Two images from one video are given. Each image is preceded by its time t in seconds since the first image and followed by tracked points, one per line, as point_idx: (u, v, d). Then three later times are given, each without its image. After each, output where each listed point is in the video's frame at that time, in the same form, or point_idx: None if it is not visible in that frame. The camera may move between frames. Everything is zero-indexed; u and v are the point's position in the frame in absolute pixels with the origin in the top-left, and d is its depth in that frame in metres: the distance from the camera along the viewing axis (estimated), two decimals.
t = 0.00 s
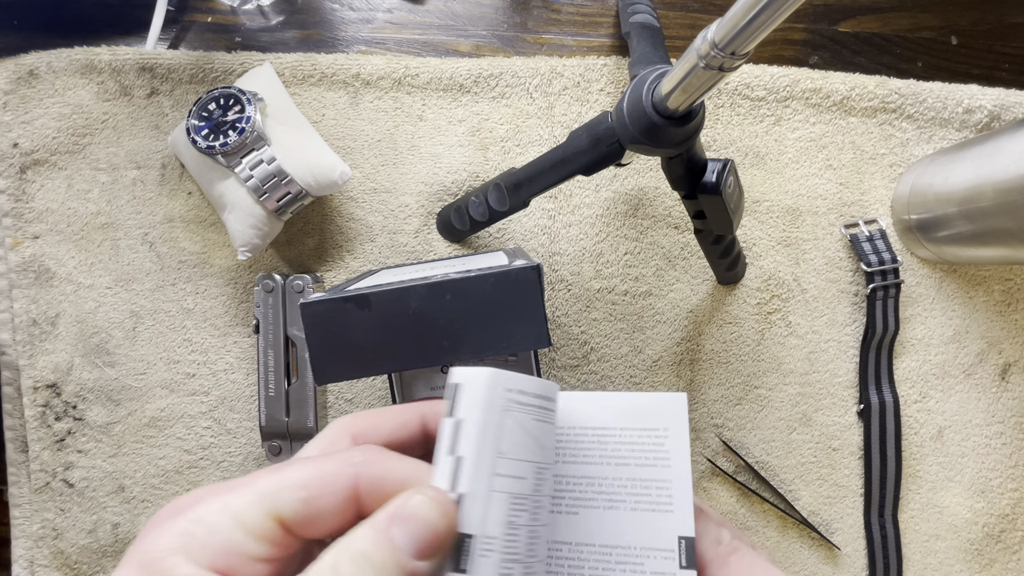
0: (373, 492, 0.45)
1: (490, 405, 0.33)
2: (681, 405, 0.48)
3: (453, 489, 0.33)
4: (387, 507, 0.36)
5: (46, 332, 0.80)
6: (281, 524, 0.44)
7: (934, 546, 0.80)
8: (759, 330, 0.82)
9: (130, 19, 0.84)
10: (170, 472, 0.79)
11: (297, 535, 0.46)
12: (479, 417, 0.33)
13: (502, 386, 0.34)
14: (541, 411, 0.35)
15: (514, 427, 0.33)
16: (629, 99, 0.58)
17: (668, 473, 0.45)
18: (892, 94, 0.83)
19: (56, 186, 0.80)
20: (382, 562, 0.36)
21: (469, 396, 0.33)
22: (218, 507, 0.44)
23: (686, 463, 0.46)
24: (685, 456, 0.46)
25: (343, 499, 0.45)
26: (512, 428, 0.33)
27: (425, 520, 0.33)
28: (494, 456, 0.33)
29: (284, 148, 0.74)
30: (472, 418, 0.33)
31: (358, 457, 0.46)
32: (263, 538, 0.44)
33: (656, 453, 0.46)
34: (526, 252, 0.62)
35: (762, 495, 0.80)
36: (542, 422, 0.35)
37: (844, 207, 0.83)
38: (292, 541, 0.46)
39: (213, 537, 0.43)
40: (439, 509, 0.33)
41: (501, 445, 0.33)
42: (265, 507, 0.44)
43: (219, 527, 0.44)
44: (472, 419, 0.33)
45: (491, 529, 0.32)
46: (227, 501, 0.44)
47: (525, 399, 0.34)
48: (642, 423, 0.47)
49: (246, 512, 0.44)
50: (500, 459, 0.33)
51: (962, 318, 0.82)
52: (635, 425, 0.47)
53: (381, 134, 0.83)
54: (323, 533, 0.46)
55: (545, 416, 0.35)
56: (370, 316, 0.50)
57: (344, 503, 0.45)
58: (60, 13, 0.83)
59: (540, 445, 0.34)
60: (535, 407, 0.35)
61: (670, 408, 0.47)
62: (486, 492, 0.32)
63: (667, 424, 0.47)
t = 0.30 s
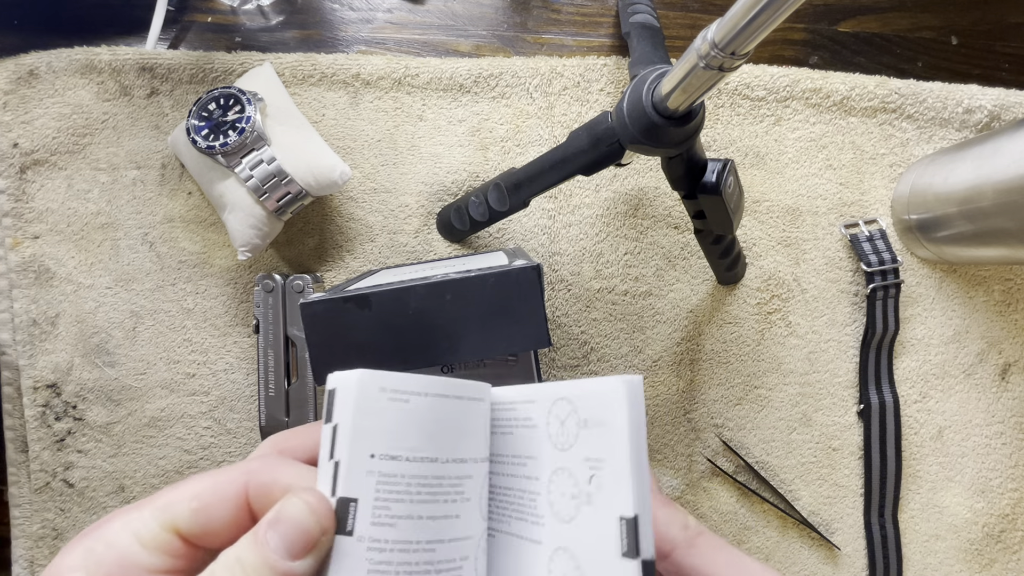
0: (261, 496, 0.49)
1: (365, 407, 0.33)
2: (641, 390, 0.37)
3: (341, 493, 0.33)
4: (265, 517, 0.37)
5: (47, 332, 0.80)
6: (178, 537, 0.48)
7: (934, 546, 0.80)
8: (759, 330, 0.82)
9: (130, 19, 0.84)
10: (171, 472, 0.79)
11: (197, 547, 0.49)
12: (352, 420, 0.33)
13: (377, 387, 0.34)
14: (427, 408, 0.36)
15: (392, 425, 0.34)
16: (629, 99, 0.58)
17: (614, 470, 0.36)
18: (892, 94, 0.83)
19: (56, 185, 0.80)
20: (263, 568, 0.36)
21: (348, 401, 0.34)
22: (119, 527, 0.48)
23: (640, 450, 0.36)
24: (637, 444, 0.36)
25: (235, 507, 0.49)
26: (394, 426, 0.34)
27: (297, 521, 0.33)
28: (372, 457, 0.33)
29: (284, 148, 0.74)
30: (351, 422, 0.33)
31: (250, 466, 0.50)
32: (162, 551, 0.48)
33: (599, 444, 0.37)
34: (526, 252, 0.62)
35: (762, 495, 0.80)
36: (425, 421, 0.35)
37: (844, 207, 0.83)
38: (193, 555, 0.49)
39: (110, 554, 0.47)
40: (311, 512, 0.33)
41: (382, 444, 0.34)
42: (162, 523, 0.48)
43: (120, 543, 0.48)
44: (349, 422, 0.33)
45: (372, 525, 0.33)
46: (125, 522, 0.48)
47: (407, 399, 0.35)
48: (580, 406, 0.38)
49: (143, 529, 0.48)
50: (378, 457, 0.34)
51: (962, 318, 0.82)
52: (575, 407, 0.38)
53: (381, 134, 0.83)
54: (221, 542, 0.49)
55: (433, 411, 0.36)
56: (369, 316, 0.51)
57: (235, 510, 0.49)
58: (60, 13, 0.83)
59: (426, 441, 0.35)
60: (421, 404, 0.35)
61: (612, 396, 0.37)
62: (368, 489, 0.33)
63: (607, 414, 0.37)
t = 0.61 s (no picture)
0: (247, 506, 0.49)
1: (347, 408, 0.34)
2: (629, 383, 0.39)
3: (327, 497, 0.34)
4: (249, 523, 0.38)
5: (47, 332, 0.80)
6: (168, 548, 0.50)
7: (934, 546, 0.80)
8: (759, 330, 0.82)
9: (130, 19, 0.84)
10: (171, 472, 0.79)
11: (186, 556, 0.51)
12: (341, 418, 0.34)
13: (365, 386, 0.35)
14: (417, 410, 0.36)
15: (376, 431, 0.35)
16: (629, 99, 0.58)
17: (610, 471, 0.38)
18: (892, 94, 0.83)
19: (56, 185, 0.80)
20: (248, 571, 0.38)
21: (338, 399, 0.34)
22: (111, 537, 0.50)
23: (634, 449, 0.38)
24: (630, 439, 0.38)
25: (222, 515, 0.50)
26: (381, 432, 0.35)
27: (283, 523, 0.35)
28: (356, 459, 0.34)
29: (283, 148, 0.74)
30: (342, 419, 0.34)
31: (236, 476, 0.50)
32: (152, 562, 0.50)
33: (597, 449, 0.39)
34: (525, 252, 0.62)
35: (762, 495, 0.80)
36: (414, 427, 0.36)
37: (844, 207, 0.83)
38: (183, 563, 0.51)
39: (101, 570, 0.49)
40: (296, 514, 0.34)
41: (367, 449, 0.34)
42: (152, 532, 0.49)
43: (111, 559, 0.49)
44: (342, 419, 0.34)
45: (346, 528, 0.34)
46: (117, 534, 0.50)
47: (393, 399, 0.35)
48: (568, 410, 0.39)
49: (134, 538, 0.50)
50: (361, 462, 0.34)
51: (962, 318, 0.82)
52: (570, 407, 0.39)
53: (381, 134, 0.83)
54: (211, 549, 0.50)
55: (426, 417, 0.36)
56: (369, 316, 0.51)
57: (222, 519, 0.49)
58: (60, 13, 0.83)
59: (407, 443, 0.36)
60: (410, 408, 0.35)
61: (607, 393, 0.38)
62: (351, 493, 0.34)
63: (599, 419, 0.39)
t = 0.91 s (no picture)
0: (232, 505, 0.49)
1: (326, 408, 0.34)
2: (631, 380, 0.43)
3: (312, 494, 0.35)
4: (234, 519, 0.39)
5: (47, 332, 0.80)
6: (154, 548, 0.50)
7: (934, 546, 0.80)
8: (759, 330, 0.82)
9: (130, 19, 0.84)
10: (171, 472, 0.79)
11: (173, 557, 0.51)
12: (327, 416, 0.35)
13: (341, 385, 0.35)
14: (411, 405, 0.37)
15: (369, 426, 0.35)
16: (629, 99, 0.58)
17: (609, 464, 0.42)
18: (892, 94, 0.83)
19: (56, 185, 0.80)
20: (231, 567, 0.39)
21: (317, 398, 0.35)
22: (97, 538, 0.51)
23: (638, 441, 0.42)
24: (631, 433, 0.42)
25: (207, 514, 0.50)
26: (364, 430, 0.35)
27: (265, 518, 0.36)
28: (338, 457, 0.35)
29: (284, 148, 0.74)
30: (323, 418, 0.35)
31: (222, 475, 0.51)
32: (138, 563, 0.50)
33: (601, 444, 0.42)
34: (526, 252, 0.62)
35: (762, 495, 0.80)
36: (398, 423, 0.36)
37: (844, 207, 0.83)
38: (171, 564, 0.51)
39: (87, 570, 0.50)
40: (278, 509, 0.35)
41: (350, 446, 0.35)
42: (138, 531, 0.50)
43: (97, 559, 0.50)
44: (322, 419, 0.35)
45: (336, 528, 0.35)
46: (104, 534, 0.51)
47: (371, 397, 0.35)
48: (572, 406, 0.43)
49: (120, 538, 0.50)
50: (344, 459, 0.35)
51: (962, 318, 0.82)
52: (568, 405, 0.43)
53: (381, 134, 0.83)
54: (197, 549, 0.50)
55: (410, 413, 0.37)
56: (369, 316, 0.51)
57: (207, 518, 0.49)
58: (60, 13, 0.83)
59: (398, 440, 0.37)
60: (391, 404, 0.36)
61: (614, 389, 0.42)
62: (336, 491, 0.35)
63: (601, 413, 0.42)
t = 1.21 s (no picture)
0: (236, 502, 0.50)
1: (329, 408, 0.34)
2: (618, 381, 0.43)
3: (315, 492, 0.35)
4: (238, 517, 0.39)
5: (47, 332, 0.80)
6: (156, 544, 0.50)
7: (934, 546, 0.80)
8: (759, 330, 0.82)
9: (130, 19, 0.84)
10: (171, 472, 0.79)
11: (175, 554, 0.51)
12: (329, 415, 0.35)
13: (344, 385, 0.35)
14: (413, 404, 0.37)
15: (372, 426, 0.35)
16: (629, 99, 0.58)
17: (596, 465, 0.42)
18: (892, 94, 0.83)
19: (56, 185, 0.80)
20: (234, 564, 0.39)
21: (321, 398, 0.35)
22: (100, 534, 0.51)
23: (625, 440, 0.42)
24: (619, 433, 0.42)
25: (210, 511, 0.50)
26: (367, 429, 0.35)
27: (270, 515, 0.36)
28: (341, 455, 0.35)
29: (284, 148, 0.74)
30: (325, 418, 0.35)
31: (226, 472, 0.51)
32: (140, 558, 0.50)
33: (588, 443, 0.42)
34: (526, 252, 0.62)
35: (762, 495, 0.80)
36: (400, 422, 0.36)
37: (844, 207, 0.83)
38: (173, 561, 0.52)
39: (89, 565, 0.50)
40: (283, 505, 0.35)
41: (352, 445, 0.35)
42: (140, 527, 0.50)
43: (99, 554, 0.50)
44: (325, 418, 0.35)
45: (337, 525, 0.35)
46: (106, 530, 0.51)
47: (373, 396, 0.36)
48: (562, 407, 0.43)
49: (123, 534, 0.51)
50: (346, 458, 0.35)
51: (962, 318, 0.82)
52: (557, 405, 0.43)
53: (381, 134, 0.83)
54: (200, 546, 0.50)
55: (411, 412, 0.37)
56: (369, 316, 0.51)
57: (210, 515, 0.50)
58: (60, 13, 0.83)
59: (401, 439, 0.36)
60: (393, 404, 0.36)
61: (600, 390, 0.43)
62: (339, 489, 0.35)
63: (588, 414, 0.43)
